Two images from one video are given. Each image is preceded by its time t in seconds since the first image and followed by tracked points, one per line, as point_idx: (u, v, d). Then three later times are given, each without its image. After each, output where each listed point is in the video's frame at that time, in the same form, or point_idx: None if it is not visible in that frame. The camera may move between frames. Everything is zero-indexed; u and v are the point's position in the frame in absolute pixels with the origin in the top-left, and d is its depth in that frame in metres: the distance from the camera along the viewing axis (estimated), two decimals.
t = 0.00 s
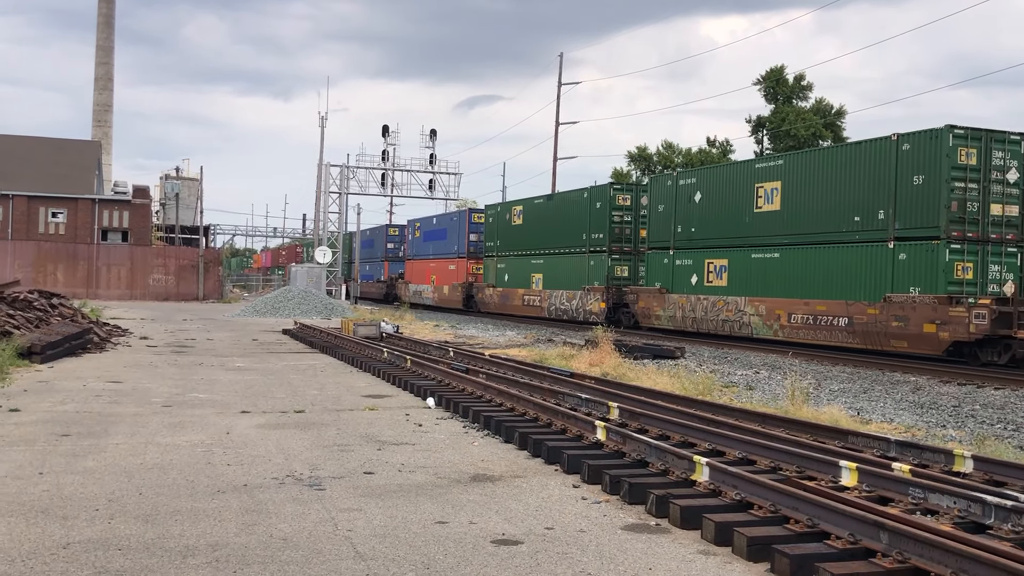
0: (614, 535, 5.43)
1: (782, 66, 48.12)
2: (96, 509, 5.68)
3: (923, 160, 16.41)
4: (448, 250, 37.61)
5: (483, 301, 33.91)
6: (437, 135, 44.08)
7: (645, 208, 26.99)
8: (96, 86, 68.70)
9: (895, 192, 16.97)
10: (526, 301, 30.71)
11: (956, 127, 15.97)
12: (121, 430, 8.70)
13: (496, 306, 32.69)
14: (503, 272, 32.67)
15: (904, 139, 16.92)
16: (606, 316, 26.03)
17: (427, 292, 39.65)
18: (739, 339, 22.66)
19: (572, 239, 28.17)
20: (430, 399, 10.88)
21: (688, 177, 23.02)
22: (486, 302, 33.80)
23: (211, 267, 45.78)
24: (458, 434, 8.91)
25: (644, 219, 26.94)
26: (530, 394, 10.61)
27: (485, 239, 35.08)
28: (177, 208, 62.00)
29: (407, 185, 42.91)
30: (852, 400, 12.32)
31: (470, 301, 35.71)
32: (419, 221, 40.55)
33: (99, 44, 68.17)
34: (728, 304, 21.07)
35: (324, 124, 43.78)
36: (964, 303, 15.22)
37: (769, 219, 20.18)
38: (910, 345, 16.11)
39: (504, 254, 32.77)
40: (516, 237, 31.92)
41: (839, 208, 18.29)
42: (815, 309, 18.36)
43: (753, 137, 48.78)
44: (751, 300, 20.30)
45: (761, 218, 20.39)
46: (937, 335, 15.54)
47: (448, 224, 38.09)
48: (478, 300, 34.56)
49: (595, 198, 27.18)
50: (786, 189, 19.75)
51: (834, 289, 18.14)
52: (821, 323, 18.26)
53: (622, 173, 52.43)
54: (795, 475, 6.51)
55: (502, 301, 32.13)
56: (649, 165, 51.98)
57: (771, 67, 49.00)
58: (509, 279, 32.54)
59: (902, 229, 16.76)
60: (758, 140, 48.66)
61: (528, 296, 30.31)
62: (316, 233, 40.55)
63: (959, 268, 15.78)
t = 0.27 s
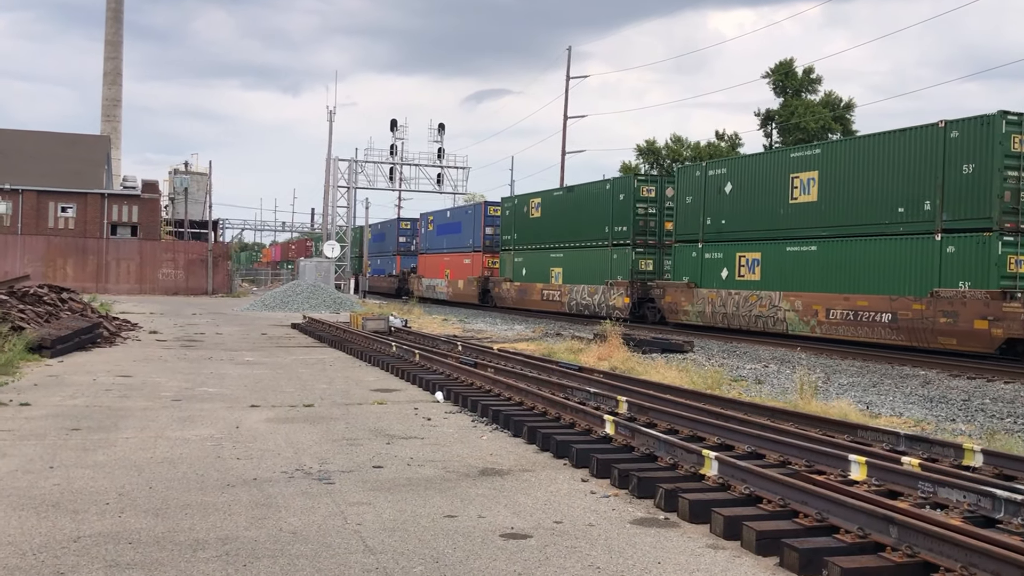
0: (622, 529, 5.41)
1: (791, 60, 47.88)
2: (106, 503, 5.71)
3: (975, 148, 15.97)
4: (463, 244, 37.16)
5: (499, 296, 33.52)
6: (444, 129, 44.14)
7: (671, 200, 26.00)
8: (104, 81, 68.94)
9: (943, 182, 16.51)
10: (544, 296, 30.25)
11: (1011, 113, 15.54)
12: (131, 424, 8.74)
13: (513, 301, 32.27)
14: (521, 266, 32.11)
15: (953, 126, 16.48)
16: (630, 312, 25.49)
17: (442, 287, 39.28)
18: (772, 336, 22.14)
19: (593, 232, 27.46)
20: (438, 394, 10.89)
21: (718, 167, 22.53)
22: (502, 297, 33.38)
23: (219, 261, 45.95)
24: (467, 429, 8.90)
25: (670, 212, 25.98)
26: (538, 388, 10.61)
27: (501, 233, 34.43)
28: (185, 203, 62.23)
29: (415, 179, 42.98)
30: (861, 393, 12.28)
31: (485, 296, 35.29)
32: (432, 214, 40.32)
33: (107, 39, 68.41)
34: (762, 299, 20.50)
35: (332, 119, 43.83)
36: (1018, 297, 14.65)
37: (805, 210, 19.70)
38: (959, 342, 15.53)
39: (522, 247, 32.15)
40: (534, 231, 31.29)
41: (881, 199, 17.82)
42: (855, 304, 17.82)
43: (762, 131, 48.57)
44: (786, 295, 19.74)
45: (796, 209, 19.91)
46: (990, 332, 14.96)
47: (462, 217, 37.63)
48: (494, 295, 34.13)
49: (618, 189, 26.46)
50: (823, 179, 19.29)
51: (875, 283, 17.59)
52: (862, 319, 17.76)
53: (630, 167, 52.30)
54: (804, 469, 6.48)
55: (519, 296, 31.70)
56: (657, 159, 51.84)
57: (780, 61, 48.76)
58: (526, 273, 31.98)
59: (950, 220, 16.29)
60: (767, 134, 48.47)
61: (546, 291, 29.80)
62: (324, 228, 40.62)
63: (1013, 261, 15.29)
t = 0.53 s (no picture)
0: (628, 525, 5.42)
1: (798, 55, 47.69)
2: (114, 498, 5.73)
3: None
4: (476, 239, 36.63)
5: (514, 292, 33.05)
6: (451, 125, 44.15)
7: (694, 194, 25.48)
8: (111, 77, 69.08)
9: (992, 174, 15.85)
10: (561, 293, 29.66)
11: None
12: (138, 419, 8.78)
13: (529, 298, 31.76)
14: (538, 262, 31.56)
15: (1003, 116, 15.82)
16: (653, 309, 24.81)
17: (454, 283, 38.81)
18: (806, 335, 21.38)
19: (614, 227, 26.83)
20: (444, 390, 10.89)
21: (748, 160, 21.93)
22: (518, 293, 32.87)
23: (227, 257, 46.31)
24: (472, 425, 8.92)
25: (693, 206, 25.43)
26: (544, 384, 10.61)
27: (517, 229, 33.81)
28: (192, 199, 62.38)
29: (421, 175, 43.00)
30: (867, 389, 12.24)
31: (499, 293, 34.79)
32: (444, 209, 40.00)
33: (113, 35, 68.55)
34: (794, 296, 19.83)
35: (338, 115, 43.85)
36: None
37: (841, 204, 19.06)
38: (1010, 342, 14.64)
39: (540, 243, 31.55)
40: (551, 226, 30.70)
41: (923, 192, 17.19)
42: (896, 302, 17.02)
43: (769, 127, 48.40)
44: (820, 293, 19.03)
45: (832, 203, 19.28)
46: None
47: (474, 211, 37.09)
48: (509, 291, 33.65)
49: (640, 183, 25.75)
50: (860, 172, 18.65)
51: (917, 280, 16.91)
52: (903, 317, 16.88)
53: (636, 163, 52.21)
54: (810, 465, 6.46)
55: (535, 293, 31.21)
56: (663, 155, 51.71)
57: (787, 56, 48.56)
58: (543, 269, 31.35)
59: (999, 215, 15.61)
60: (774, 129, 48.30)
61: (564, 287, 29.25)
62: (331, 224, 40.67)
63: None
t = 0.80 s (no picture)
0: (630, 523, 5.42)
1: (800, 53, 47.63)
2: (117, 496, 5.74)
3: None
4: (486, 237, 36.03)
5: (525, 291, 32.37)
6: (452, 123, 44.17)
7: (715, 190, 25.09)
8: (113, 75, 69.11)
9: None
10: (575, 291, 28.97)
11: None
12: (140, 418, 8.79)
13: (541, 297, 31.04)
14: (550, 260, 30.87)
15: None
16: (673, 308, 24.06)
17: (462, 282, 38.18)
18: (838, 335, 20.54)
19: (631, 224, 26.26)
20: (446, 387, 10.90)
21: (774, 154, 21.05)
22: (529, 292, 32.18)
23: (228, 255, 46.72)
24: (475, 422, 8.92)
25: (714, 202, 25.06)
26: (547, 382, 10.60)
27: (528, 227, 33.21)
28: (194, 197, 62.42)
29: (423, 173, 43.01)
30: (870, 388, 12.20)
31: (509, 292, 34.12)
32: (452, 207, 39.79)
33: (115, 33, 68.60)
34: (825, 296, 18.94)
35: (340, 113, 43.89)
36: None
37: (876, 199, 18.26)
38: None
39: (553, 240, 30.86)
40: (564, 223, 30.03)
41: (967, 186, 16.43)
42: (936, 302, 16.19)
43: (771, 125, 48.33)
44: (853, 292, 18.15)
45: (866, 198, 18.46)
46: None
47: (484, 208, 36.54)
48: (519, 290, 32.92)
49: (659, 178, 25.31)
50: (898, 166, 17.85)
51: (960, 278, 16.11)
52: (944, 318, 16.02)
53: (639, 161, 52.19)
54: (812, 463, 6.46)
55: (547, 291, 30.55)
56: (665, 153, 51.66)
57: (789, 54, 48.49)
58: (555, 268, 30.68)
59: None
60: (776, 127, 48.23)
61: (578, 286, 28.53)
62: (333, 222, 40.69)
63: None
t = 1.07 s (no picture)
0: (630, 522, 5.42)
1: (799, 51, 47.64)
2: (117, 496, 5.74)
3: None
4: (494, 235, 35.88)
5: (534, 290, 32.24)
6: (452, 122, 44.21)
7: (735, 186, 25.02)
8: (113, 74, 69.07)
9: None
10: (588, 291, 28.71)
11: None
12: (141, 417, 8.78)
13: (551, 296, 30.88)
14: (562, 258, 30.77)
15: None
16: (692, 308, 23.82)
17: (469, 281, 38.03)
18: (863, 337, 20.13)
19: (648, 222, 26.14)
20: (447, 386, 10.91)
21: (802, 149, 20.90)
22: (538, 291, 32.02)
23: (228, 255, 46.36)
24: (475, 421, 8.93)
25: (734, 200, 25.01)
26: (547, 381, 10.62)
27: (538, 225, 33.09)
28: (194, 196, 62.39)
29: (423, 172, 43.06)
30: (870, 385, 12.23)
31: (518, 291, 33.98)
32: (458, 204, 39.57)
33: (115, 32, 68.56)
34: (856, 295, 18.61)
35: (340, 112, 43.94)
36: None
37: (909, 194, 18.02)
38: None
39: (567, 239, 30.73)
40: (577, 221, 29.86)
41: (1005, 180, 16.11)
42: (975, 301, 15.75)
43: (770, 123, 48.35)
44: (886, 291, 17.81)
45: (898, 193, 18.22)
46: None
47: (491, 206, 36.39)
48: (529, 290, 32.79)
49: (677, 174, 25.17)
50: (931, 160, 17.60)
51: (998, 276, 15.73)
52: (984, 318, 15.57)
53: (638, 160, 52.22)
54: (812, 461, 6.45)
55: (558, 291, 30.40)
56: (665, 152, 51.67)
57: (788, 52, 48.50)
58: (566, 267, 30.67)
59: None
60: (775, 125, 48.26)
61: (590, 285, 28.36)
62: (332, 221, 40.68)
63: None
